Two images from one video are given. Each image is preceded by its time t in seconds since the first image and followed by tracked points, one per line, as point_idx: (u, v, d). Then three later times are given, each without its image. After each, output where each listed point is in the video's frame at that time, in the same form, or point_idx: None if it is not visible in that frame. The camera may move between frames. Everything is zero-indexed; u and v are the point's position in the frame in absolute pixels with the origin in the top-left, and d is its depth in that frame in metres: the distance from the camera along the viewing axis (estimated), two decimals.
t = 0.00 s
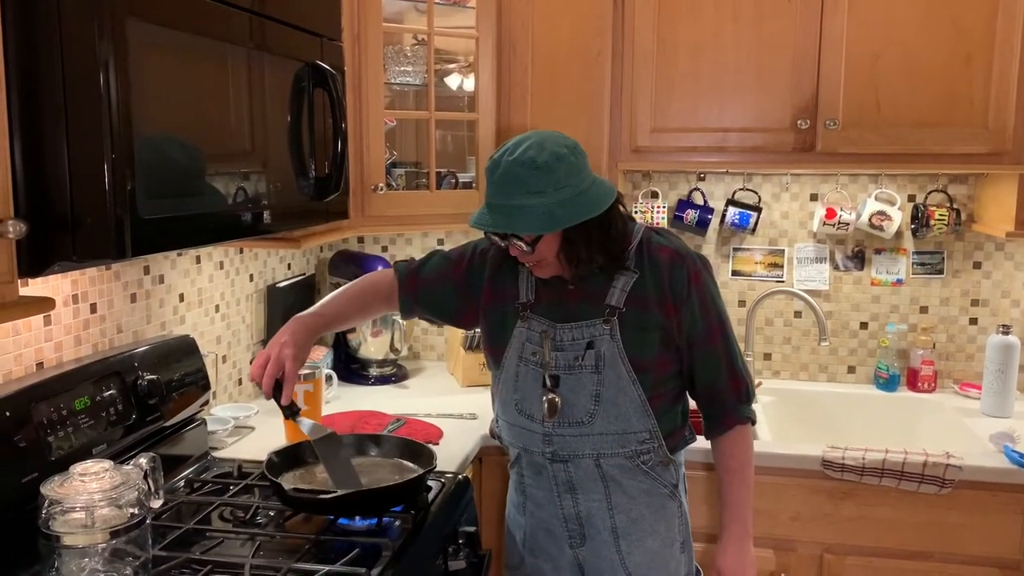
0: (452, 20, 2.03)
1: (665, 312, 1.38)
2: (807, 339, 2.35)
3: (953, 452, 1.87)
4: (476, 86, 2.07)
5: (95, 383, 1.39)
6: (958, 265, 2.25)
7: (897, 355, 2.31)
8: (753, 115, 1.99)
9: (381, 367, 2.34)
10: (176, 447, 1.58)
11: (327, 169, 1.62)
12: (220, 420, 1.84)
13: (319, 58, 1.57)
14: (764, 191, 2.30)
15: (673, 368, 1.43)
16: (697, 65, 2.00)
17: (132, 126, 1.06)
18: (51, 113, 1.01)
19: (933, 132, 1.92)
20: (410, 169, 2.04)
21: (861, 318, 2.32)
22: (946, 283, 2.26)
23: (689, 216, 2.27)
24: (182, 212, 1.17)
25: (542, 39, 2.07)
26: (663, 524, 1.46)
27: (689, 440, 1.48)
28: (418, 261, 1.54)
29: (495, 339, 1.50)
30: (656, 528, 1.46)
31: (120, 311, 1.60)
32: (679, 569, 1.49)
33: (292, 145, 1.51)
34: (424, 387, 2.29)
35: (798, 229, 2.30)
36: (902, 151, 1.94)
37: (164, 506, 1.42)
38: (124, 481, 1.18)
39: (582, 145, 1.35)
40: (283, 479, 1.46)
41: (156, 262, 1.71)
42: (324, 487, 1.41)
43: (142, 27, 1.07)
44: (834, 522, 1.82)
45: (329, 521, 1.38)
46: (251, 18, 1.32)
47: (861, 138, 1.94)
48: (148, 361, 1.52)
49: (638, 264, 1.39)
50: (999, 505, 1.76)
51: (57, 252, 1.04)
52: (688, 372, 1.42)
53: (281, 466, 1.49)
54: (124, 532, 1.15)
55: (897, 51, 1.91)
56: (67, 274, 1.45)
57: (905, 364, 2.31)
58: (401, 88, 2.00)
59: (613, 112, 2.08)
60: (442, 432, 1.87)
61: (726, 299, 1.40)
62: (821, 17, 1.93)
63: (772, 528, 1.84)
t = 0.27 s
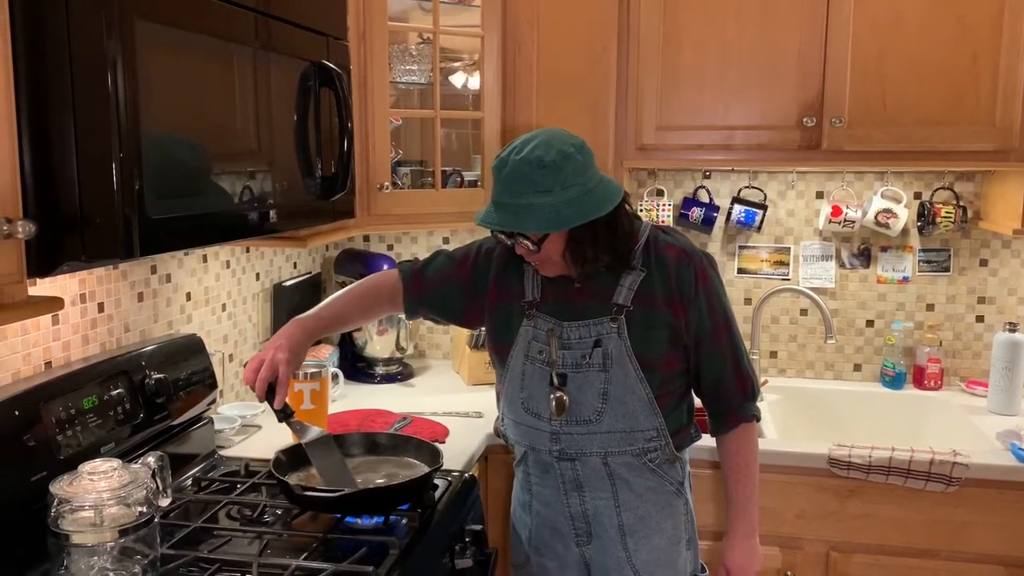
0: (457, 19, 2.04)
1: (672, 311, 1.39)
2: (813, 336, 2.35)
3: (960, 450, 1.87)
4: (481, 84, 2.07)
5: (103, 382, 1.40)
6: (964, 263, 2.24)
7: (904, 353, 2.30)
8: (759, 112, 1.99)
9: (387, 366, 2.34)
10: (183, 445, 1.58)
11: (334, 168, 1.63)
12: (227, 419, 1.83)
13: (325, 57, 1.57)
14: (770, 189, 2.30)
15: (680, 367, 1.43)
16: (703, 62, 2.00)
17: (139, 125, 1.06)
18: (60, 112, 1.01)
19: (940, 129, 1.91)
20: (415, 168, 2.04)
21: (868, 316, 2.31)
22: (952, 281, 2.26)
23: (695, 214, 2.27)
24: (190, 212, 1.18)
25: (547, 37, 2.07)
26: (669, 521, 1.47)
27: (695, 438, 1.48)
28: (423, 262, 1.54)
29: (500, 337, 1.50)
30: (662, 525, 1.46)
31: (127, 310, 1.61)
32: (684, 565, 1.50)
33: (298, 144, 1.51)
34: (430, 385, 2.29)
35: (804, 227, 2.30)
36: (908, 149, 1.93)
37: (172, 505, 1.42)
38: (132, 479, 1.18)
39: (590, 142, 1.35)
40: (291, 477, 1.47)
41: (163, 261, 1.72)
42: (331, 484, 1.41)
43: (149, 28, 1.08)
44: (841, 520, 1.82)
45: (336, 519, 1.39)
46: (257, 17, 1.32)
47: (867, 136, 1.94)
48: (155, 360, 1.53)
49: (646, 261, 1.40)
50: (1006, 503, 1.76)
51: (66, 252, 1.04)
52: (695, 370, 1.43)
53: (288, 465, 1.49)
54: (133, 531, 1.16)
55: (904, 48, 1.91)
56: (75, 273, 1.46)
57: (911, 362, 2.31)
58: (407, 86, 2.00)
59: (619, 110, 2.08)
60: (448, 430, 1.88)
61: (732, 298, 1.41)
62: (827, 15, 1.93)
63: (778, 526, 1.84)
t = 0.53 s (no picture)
0: (465, 14, 2.03)
1: (683, 308, 1.39)
2: (822, 333, 2.34)
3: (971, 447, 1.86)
4: (489, 80, 2.07)
5: (113, 379, 1.40)
6: (975, 258, 2.23)
7: (914, 349, 2.29)
8: (768, 108, 1.98)
9: (396, 362, 2.35)
10: (193, 442, 1.59)
11: (342, 165, 1.63)
12: (238, 415, 1.85)
13: (334, 55, 1.57)
14: (779, 184, 2.29)
15: (690, 365, 1.43)
16: (711, 57, 1.99)
17: (149, 123, 1.06)
18: (71, 111, 1.02)
19: (951, 124, 1.90)
20: (423, 165, 2.04)
21: (877, 312, 2.30)
22: (963, 277, 2.24)
23: (703, 210, 2.27)
24: (199, 210, 1.18)
25: (556, 33, 2.07)
26: (677, 519, 1.46)
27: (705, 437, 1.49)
28: (435, 256, 1.55)
29: (510, 333, 1.50)
30: (670, 523, 1.46)
31: (137, 307, 1.61)
32: (692, 563, 1.50)
33: (307, 141, 1.52)
34: (439, 382, 2.30)
35: (813, 223, 2.29)
36: (919, 144, 1.92)
37: (183, 501, 1.43)
38: (143, 476, 1.19)
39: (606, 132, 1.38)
40: (300, 474, 1.47)
41: (172, 259, 1.72)
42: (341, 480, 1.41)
43: (157, 26, 1.08)
44: (850, 516, 1.81)
45: (345, 515, 1.39)
46: (264, 15, 1.32)
47: (877, 131, 1.93)
48: (165, 357, 1.53)
49: (658, 258, 1.40)
50: (1017, 500, 1.75)
51: (77, 250, 1.05)
52: (705, 368, 1.42)
53: (298, 461, 1.49)
54: (144, 527, 1.16)
55: (914, 43, 1.89)
56: (86, 271, 1.46)
57: (921, 358, 2.30)
58: (414, 83, 2.00)
59: (627, 106, 2.07)
60: (456, 426, 1.88)
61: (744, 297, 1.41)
62: (836, 9, 1.92)
63: (788, 522, 1.83)
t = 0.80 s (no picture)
0: (477, 8, 2.03)
1: (701, 306, 1.39)
2: (835, 328, 2.33)
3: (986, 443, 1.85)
4: (500, 73, 2.07)
5: (127, 373, 1.41)
6: (990, 254, 2.22)
7: (927, 345, 2.28)
8: (782, 102, 1.97)
9: (407, 357, 2.35)
10: (206, 436, 1.60)
11: (355, 160, 1.63)
12: (249, 410, 1.85)
13: (346, 49, 1.57)
14: (792, 179, 2.28)
15: (707, 363, 1.43)
16: (724, 51, 1.98)
17: (164, 117, 1.06)
18: (86, 105, 1.02)
19: (967, 118, 1.89)
20: (434, 159, 2.04)
21: (891, 307, 2.29)
22: (977, 272, 2.23)
23: (717, 205, 2.26)
24: (214, 204, 1.18)
25: (568, 27, 2.06)
26: (689, 518, 1.46)
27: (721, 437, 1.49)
28: (455, 249, 1.57)
29: (526, 327, 1.52)
30: (682, 521, 1.45)
31: (151, 301, 1.62)
32: (705, 563, 1.49)
33: (319, 136, 1.52)
34: (450, 377, 2.30)
35: (827, 218, 2.28)
36: (934, 139, 1.91)
37: (196, 494, 1.44)
38: (157, 470, 1.20)
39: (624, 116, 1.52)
40: (312, 464, 1.45)
41: (186, 253, 1.73)
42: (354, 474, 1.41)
43: (172, 21, 1.08)
44: (863, 513, 1.81)
45: (358, 509, 1.39)
46: (276, 9, 1.32)
47: (892, 126, 1.92)
48: (178, 351, 1.54)
49: (678, 255, 1.41)
50: None
51: (93, 245, 1.05)
52: (722, 367, 1.43)
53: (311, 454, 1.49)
54: (157, 522, 1.16)
55: (930, 36, 1.88)
56: (100, 265, 1.47)
57: (935, 354, 2.29)
58: (426, 77, 2.00)
59: (640, 100, 2.06)
60: (468, 421, 1.88)
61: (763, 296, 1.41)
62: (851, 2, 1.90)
63: (800, 518, 1.83)
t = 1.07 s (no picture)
0: (487, 5, 2.03)
1: (719, 304, 1.39)
2: (844, 326, 2.33)
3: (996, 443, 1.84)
4: (510, 70, 2.07)
5: (138, 367, 1.42)
6: (1000, 253, 2.21)
7: (937, 344, 2.27)
8: (793, 100, 1.97)
9: (415, 353, 2.36)
10: (216, 430, 1.60)
11: (365, 157, 1.64)
12: (260, 404, 1.86)
13: (358, 46, 1.58)
14: (802, 177, 2.27)
15: (723, 362, 1.43)
16: (735, 48, 1.98)
17: (177, 112, 1.07)
18: (100, 100, 1.03)
19: (979, 117, 1.88)
20: (444, 156, 2.05)
21: (900, 306, 2.29)
22: (988, 272, 2.22)
23: (726, 202, 2.25)
24: (226, 200, 1.19)
25: (578, 24, 2.06)
26: (701, 518, 1.45)
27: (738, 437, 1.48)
28: (473, 246, 1.58)
29: (543, 323, 1.53)
30: (694, 521, 1.45)
31: (162, 296, 1.63)
32: (717, 564, 1.48)
33: (330, 132, 1.52)
34: (458, 373, 2.30)
35: (836, 216, 2.28)
36: (945, 137, 1.90)
37: (206, 489, 1.44)
38: (169, 464, 1.20)
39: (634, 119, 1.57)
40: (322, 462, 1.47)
41: (196, 249, 1.73)
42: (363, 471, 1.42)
43: (185, 18, 1.09)
44: (871, 512, 1.80)
45: (367, 505, 1.40)
46: (288, 6, 1.33)
47: (903, 124, 1.91)
48: (189, 346, 1.55)
49: (698, 252, 1.41)
50: None
51: (106, 240, 1.06)
52: (738, 366, 1.43)
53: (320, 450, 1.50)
54: (169, 515, 1.18)
55: (942, 34, 1.87)
56: (111, 260, 1.47)
57: (944, 353, 2.28)
58: (436, 74, 2.00)
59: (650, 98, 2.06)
60: (476, 417, 1.88)
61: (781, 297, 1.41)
62: (862, 0, 1.90)
63: (809, 517, 1.83)
